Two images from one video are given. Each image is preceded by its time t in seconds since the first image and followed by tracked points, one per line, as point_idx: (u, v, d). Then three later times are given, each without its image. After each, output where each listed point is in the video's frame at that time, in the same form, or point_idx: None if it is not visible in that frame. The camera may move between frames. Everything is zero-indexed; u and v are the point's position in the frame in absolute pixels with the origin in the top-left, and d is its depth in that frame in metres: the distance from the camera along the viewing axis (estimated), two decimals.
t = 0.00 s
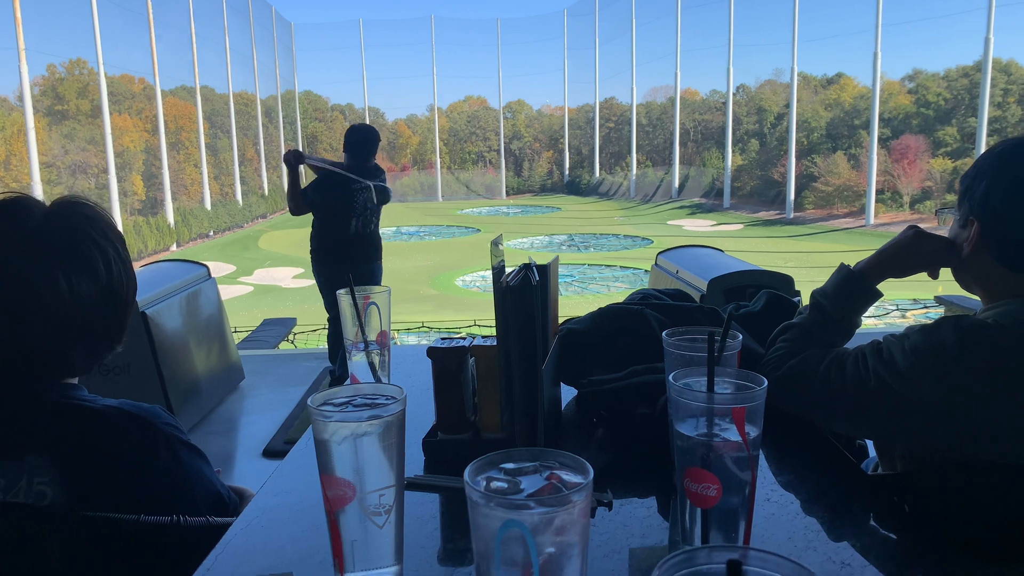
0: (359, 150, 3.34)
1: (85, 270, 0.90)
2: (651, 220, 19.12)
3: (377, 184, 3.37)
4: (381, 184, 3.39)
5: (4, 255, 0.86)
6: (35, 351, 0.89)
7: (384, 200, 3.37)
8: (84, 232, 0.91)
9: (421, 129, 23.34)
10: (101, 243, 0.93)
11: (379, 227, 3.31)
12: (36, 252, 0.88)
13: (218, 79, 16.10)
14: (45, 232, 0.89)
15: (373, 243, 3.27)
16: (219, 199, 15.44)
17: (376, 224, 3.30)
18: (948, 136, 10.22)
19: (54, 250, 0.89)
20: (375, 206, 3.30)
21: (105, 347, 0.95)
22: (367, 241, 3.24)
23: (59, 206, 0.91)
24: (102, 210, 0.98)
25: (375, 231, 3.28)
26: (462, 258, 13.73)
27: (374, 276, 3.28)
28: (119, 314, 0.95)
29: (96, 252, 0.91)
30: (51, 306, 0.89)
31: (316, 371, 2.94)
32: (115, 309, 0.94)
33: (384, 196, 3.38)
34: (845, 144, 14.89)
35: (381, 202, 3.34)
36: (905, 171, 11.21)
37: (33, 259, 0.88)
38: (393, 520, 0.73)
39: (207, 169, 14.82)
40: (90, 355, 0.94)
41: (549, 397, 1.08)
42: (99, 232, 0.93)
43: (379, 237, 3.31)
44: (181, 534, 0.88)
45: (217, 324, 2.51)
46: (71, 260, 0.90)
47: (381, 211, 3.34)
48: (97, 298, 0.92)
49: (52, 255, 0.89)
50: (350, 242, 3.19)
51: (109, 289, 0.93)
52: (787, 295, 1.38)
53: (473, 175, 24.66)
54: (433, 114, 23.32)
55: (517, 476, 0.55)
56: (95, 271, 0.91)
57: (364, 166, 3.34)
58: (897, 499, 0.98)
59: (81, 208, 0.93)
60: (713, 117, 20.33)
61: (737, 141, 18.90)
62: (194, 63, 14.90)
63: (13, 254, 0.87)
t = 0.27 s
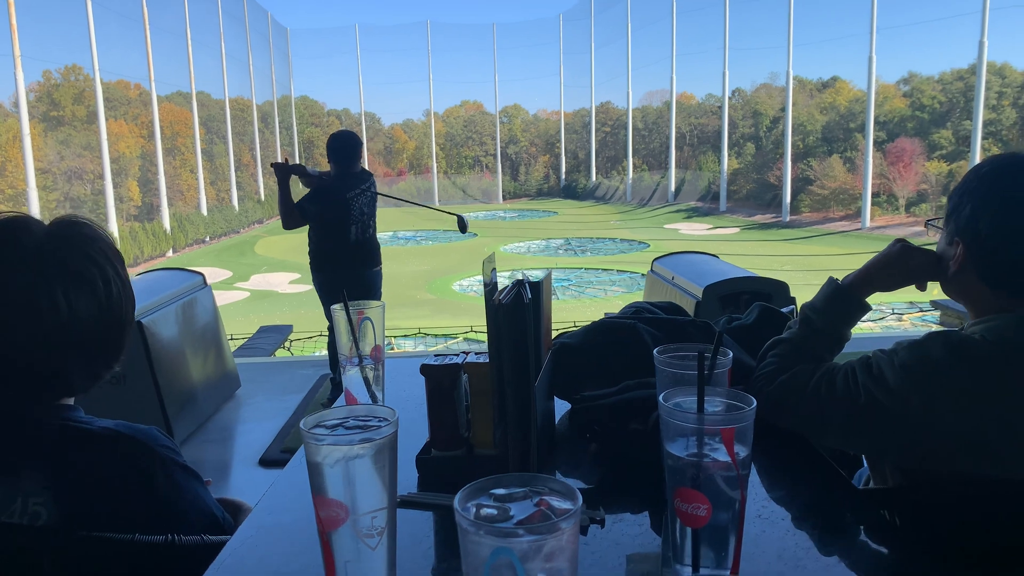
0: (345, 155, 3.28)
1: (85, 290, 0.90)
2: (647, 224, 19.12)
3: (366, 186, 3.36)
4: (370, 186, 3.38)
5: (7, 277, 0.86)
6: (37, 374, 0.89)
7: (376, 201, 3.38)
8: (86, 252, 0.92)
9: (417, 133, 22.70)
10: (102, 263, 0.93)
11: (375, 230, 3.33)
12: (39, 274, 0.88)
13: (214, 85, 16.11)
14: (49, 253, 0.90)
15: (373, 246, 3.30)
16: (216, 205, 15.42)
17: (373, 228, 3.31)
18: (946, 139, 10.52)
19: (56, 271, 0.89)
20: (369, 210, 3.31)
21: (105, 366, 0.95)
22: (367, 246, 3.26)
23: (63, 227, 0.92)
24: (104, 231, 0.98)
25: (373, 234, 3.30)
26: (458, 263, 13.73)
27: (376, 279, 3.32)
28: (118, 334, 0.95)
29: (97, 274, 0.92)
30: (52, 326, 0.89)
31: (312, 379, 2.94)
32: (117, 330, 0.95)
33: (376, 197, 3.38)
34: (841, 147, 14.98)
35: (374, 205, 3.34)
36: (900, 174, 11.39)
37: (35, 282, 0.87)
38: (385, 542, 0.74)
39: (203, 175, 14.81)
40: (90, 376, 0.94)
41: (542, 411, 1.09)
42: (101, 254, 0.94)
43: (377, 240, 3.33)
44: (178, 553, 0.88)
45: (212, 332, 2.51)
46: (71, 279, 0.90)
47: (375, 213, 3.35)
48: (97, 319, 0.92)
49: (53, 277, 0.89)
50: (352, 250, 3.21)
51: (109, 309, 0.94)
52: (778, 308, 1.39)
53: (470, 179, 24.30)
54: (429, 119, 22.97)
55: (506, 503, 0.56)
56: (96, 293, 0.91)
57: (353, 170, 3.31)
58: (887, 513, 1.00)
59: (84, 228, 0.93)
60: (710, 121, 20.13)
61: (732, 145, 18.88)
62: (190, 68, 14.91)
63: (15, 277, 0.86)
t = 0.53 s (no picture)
0: (342, 162, 3.27)
1: (86, 312, 0.91)
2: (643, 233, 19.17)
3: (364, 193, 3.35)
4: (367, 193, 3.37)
5: (10, 298, 0.87)
6: (38, 393, 0.90)
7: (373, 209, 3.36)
8: (90, 275, 0.92)
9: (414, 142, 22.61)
10: (104, 285, 0.94)
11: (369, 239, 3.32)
12: (41, 295, 0.89)
13: (210, 94, 16.14)
14: (53, 274, 0.90)
15: (366, 256, 3.29)
16: (212, 213, 15.40)
17: (367, 237, 3.30)
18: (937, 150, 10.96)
19: (56, 292, 0.89)
20: (364, 219, 3.30)
21: (105, 387, 0.96)
22: (359, 255, 3.25)
23: (68, 246, 0.92)
24: (108, 251, 0.99)
25: (366, 243, 3.29)
26: (455, 271, 13.74)
27: (369, 289, 3.31)
28: (120, 356, 0.96)
29: (100, 295, 0.92)
30: (52, 345, 0.89)
31: (309, 389, 2.94)
32: (117, 351, 0.95)
33: (373, 205, 3.37)
34: (836, 158, 15.16)
35: (370, 213, 3.33)
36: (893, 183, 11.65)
37: (38, 304, 0.88)
38: (379, 561, 0.75)
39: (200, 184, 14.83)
40: (91, 395, 0.94)
41: (537, 427, 1.09)
42: (104, 275, 0.94)
43: (370, 248, 3.32)
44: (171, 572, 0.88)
45: (209, 342, 2.51)
46: (72, 301, 0.90)
47: (371, 221, 3.33)
48: (98, 340, 0.93)
49: (56, 298, 0.89)
50: (342, 259, 3.21)
51: (112, 331, 0.94)
52: (770, 323, 1.40)
53: (466, 188, 24.20)
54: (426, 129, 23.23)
55: (501, 525, 0.57)
56: (98, 314, 0.92)
57: (349, 178, 3.30)
58: (877, 531, 1.01)
59: (90, 250, 0.94)
60: (704, 131, 20.27)
61: (728, 155, 18.92)
62: (187, 78, 14.94)
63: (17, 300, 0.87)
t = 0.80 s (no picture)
0: (337, 172, 3.31)
1: (81, 322, 0.92)
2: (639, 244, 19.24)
3: (359, 205, 3.37)
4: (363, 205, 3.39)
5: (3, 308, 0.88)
6: (33, 403, 0.91)
7: (368, 221, 3.37)
8: (84, 285, 0.93)
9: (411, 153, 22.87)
10: (98, 295, 0.94)
11: (363, 250, 3.32)
12: (34, 307, 0.89)
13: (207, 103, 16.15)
14: (48, 284, 0.91)
15: (358, 266, 3.29)
16: (208, 223, 15.38)
17: (360, 247, 3.30)
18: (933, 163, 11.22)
19: (50, 303, 0.90)
20: (357, 229, 3.30)
21: (98, 396, 0.96)
22: (351, 264, 3.25)
23: (62, 257, 0.93)
24: (104, 262, 1.00)
25: (358, 253, 3.29)
26: (451, 282, 13.73)
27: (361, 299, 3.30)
28: (114, 366, 0.97)
29: (93, 305, 0.93)
30: (46, 355, 0.90)
31: (303, 399, 2.94)
32: (111, 361, 0.96)
33: (368, 217, 3.38)
34: (831, 170, 15.27)
35: (364, 224, 3.34)
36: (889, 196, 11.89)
37: (31, 315, 0.89)
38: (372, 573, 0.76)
39: (196, 194, 14.82)
40: (84, 404, 0.95)
41: (529, 440, 1.10)
42: (100, 285, 0.95)
43: (363, 259, 3.31)
44: None
45: (204, 352, 2.51)
46: (66, 311, 0.91)
47: (365, 232, 3.34)
48: (92, 350, 0.93)
49: (49, 309, 0.90)
50: (335, 268, 3.21)
51: (107, 341, 0.95)
52: (762, 338, 1.41)
53: (463, 199, 24.52)
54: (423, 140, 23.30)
55: (491, 539, 0.58)
56: (92, 324, 0.93)
57: (343, 189, 3.32)
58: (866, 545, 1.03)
59: (85, 260, 0.95)
60: (701, 143, 20.29)
61: (724, 167, 18.97)
62: (185, 87, 14.94)
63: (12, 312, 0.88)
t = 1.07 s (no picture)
0: (332, 181, 3.34)
1: (71, 334, 0.93)
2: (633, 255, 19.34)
3: (353, 214, 3.38)
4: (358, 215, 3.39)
5: None
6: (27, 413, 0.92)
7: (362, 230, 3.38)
8: (73, 297, 0.94)
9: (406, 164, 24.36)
10: (86, 307, 0.95)
11: (357, 259, 3.32)
12: (21, 317, 0.90)
13: (203, 113, 16.19)
14: (38, 294, 0.92)
15: (351, 275, 3.29)
16: (202, 232, 15.38)
17: (354, 257, 3.31)
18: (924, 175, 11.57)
19: (37, 316, 0.91)
20: (351, 239, 3.31)
21: (88, 407, 0.97)
22: (343, 273, 3.25)
23: (50, 267, 0.94)
24: (94, 272, 1.01)
25: (352, 263, 3.29)
26: (445, 292, 13.74)
27: (353, 309, 3.30)
28: (102, 377, 0.97)
29: (80, 317, 0.94)
30: (38, 367, 0.91)
31: (297, 409, 2.94)
32: (98, 371, 0.96)
33: (363, 227, 3.39)
34: (823, 183, 15.48)
35: (358, 234, 3.35)
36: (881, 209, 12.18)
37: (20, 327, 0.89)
38: None
39: (191, 203, 14.83)
40: (73, 414, 0.95)
41: (519, 451, 1.11)
42: (91, 297, 0.96)
43: (356, 269, 3.31)
44: None
45: (196, 362, 2.52)
46: (53, 324, 0.92)
47: (360, 242, 3.34)
48: (78, 361, 0.94)
49: (38, 320, 0.91)
50: (327, 275, 3.22)
51: (97, 352, 0.95)
52: (750, 350, 1.43)
53: (458, 210, 24.39)
54: (417, 151, 24.73)
55: (479, 548, 0.60)
56: (80, 336, 0.93)
57: (338, 198, 3.34)
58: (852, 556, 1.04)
59: (75, 271, 0.95)
60: (695, 156, 20.26)
61: (717, 180, 19.08)
62: (180, 96, 14.98)
63: None
